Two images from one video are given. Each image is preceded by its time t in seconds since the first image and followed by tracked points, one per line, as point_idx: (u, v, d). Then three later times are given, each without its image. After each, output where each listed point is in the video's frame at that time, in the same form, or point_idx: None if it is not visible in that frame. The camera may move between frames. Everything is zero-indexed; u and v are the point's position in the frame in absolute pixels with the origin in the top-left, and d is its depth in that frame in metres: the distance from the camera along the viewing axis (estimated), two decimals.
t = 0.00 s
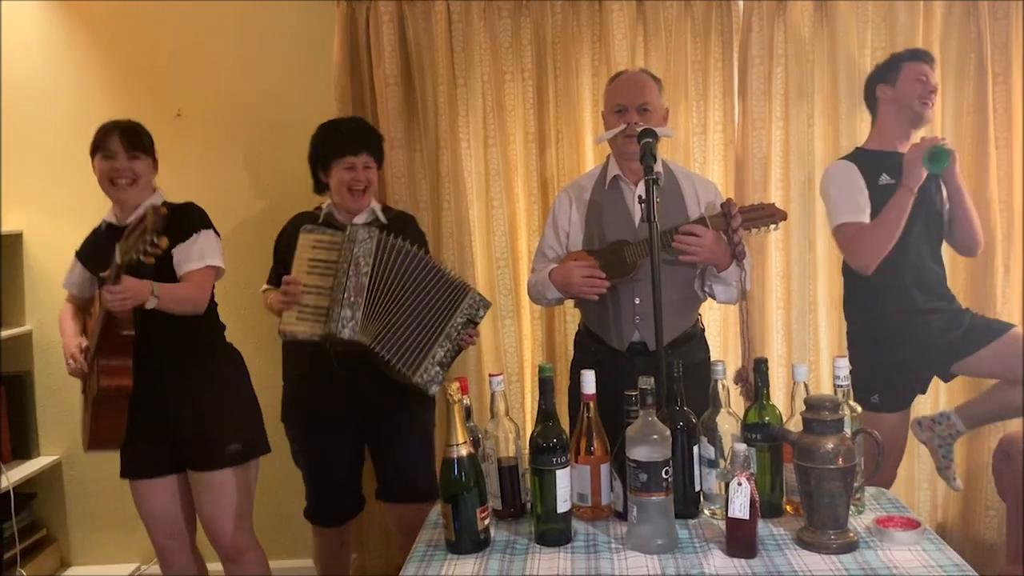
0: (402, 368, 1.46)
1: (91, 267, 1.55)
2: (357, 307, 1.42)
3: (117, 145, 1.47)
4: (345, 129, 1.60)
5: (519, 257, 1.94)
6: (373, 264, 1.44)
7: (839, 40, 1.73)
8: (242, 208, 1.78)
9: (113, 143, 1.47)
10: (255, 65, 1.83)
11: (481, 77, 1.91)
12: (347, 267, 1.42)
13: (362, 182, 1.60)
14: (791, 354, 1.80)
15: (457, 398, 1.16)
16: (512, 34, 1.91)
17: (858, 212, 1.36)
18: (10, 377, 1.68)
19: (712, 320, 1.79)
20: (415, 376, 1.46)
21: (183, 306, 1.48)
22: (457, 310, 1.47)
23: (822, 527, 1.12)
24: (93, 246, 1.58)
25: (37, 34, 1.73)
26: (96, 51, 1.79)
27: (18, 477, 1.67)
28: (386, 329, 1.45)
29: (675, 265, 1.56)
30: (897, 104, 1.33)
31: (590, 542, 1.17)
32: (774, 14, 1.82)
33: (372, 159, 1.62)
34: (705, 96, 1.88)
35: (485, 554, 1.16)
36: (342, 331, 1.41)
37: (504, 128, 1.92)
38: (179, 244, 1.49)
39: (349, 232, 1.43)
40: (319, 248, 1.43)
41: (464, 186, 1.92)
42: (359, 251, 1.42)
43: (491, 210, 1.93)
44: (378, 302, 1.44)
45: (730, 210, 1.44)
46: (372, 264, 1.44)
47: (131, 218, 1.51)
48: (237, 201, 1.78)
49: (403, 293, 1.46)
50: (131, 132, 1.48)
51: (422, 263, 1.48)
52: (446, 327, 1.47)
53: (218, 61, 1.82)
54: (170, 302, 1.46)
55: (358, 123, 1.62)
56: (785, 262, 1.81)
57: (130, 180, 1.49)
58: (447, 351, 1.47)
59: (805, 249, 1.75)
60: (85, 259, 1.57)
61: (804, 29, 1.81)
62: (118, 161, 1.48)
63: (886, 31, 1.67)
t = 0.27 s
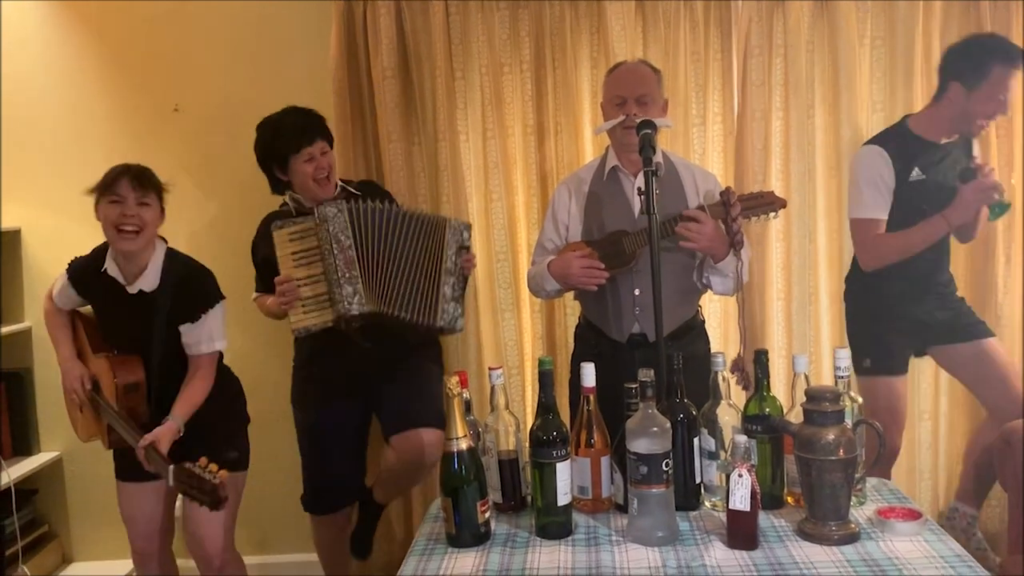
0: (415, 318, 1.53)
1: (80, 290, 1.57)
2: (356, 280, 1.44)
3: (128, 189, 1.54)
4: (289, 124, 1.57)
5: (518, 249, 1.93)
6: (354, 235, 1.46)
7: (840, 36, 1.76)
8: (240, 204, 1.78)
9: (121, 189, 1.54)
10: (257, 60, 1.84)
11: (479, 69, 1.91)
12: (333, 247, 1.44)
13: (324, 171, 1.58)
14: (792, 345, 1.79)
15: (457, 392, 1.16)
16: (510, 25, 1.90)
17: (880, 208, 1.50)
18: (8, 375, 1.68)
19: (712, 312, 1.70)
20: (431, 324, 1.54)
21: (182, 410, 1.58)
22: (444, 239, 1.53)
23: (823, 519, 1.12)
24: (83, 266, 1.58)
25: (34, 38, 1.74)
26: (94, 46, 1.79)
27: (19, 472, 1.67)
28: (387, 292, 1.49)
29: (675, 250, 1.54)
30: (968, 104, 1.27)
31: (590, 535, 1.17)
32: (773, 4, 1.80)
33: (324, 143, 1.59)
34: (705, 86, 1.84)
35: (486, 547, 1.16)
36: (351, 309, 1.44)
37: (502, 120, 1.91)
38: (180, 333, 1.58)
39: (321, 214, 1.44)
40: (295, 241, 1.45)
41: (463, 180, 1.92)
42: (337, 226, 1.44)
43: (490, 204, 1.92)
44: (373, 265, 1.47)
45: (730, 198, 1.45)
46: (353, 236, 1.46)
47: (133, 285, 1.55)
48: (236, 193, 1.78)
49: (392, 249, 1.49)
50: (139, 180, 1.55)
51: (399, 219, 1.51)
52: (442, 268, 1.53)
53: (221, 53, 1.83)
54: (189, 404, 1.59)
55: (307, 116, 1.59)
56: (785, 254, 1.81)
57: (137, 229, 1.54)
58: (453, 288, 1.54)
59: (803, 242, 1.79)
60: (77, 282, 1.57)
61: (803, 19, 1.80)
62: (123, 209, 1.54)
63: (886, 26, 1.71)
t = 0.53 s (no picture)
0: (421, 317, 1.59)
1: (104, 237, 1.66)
2: (356, 300, 1.55)
3: (162, 145, 1.58)
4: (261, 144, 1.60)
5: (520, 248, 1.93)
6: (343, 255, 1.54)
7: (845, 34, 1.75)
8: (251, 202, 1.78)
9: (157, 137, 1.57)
10: (261, 63, 1.84)
11: (480, 68, 1.91)
12: (326, 269, 1.53)
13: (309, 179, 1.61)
14: (795, 341, 1.79)
15: (460, 391, 1.16)
16: (510, 23, 1.90)
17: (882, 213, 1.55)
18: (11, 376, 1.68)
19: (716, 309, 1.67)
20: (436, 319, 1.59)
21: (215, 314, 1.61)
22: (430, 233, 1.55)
23: (827, 515, 1.12)
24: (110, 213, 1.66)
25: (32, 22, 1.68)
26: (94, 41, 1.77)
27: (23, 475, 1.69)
28: (389, 304, 1.58)
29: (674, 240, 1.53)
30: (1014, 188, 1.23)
31: (594, 533, 1.17)
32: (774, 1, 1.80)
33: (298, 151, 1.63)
34: (706, 83, 1.83)
35: (490, 546, 1.16)
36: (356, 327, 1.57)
37: (503, 119, 1.91)
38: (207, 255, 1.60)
39: (308, 241, 1.54)
40: (298, 266, 1.53)
41: (464, 179, 1.92)
42: (325, 250, 1.54)
43: (491, 202, 1.92)
44: (367, 279, 1.55)
45: (731, 193, 1.45)
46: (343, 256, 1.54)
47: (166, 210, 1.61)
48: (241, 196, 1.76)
49: (379, 259, 1.55)
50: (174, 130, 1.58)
51: (380, 227, 1.56)
52: (438, 265, 1.56)
53: (225, 58, 1.83)
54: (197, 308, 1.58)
55: (284, 127, 1.63)
56: (788, 250, 1.80)
57: (171, 180, 1.60)
58: (454, 282, 1.57)
59: (805, 237, 1.79)
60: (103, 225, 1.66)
61: (804, 16, 1.80)
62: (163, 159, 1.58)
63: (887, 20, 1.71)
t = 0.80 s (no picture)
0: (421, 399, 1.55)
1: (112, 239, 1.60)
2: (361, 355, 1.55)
3: (173, 142, 1.53)
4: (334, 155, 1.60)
5: (523, 252, 1.94)
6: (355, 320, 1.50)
7: (845, 33, 1.74)
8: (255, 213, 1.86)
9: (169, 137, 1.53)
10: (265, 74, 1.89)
11: (480, 73, 1.91)
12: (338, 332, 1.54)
13: (360, 198, 1.59)
14: (798, 343, 1.79)
15: (461, 396, 1.16)
16: (510, 28, 1.90)
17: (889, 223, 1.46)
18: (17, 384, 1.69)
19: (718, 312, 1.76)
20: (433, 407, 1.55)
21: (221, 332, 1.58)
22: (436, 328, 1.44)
23: (830, 517, 1.12)
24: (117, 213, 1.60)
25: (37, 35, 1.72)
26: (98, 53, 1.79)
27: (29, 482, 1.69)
28: (387, 378, 1.56)
29: (675, 245, 1.55)
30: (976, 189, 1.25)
31: (598, 537, 1.17)
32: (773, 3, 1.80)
33: (360, 171, 1.59)
34: (707, 87, 1.85)
35: (494, 551, 1.16)
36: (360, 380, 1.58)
37: (505, 123, 1.92)
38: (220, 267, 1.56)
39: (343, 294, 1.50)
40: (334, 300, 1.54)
41: (466, 183, 1.92)
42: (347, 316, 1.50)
43: (493, 207, 1.93)
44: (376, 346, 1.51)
45: (732, 196, 1.44)
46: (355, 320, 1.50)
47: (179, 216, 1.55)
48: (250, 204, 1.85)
49: (387, 337, 1.49)
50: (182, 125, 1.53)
51: (397, 310, 1.47)
52: (435, 368, 1.49)
53: (231, 70, 1.88)
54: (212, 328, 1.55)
55: (356, 141, 1.59)
56: (790, 252, 1.81)
57: (181, 177, 1.55)
58: (444, 380, 1.49)
59: (807, 238, 1.79)
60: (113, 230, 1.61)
61: (804, 19, 1.80)
62: (172, 155, 1.53)
63: (888, 18, 1.69)
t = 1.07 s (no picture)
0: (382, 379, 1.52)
1: (111, 301, 1.54)
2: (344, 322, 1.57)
3: (174, 204, 1.52)
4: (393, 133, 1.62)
5: (523, 260, 1.94)
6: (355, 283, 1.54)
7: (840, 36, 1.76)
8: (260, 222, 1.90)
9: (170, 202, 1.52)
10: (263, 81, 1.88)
11: (480, 81, 1.91)
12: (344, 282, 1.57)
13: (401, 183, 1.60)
14: (798, 349, 1.79)
15: (461, 404, 1.16)
16: (509, 35, 1.91)
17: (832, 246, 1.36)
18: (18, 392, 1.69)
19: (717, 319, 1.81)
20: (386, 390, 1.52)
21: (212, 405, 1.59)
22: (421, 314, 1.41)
23: (831, 524, 1.11)
24: (114, 276, 1.54)
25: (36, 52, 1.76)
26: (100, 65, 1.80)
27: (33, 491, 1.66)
28: (368, 347, 1.54)
29: (675, 253, 1.55)
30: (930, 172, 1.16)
31: (598, 545, 1.17)
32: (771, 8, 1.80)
33: (410, 158, 1.59)
34: (706, 93, 1.84)
35: (494, 559, 1.15)
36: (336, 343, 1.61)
37: (504, 130, 1.91)
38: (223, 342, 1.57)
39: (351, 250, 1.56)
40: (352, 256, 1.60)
41: (465, 190, 1.92)
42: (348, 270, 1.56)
43: (493, 214, 1.93)
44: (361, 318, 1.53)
45: (732, 204, 1.42)
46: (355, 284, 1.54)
47: (183, 295, 1.55)
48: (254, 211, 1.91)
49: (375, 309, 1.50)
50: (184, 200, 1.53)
51: (393, 288, 1.46)
52: (414, 349, 1.43)
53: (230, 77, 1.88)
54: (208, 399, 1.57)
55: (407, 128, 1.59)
56: (789, 258, 1.80)
57: (182, 239, 1.54)
58: (416, 372, 1.44)
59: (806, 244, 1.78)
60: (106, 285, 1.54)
61: (802, 24, 1.80)
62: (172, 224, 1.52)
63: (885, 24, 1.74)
